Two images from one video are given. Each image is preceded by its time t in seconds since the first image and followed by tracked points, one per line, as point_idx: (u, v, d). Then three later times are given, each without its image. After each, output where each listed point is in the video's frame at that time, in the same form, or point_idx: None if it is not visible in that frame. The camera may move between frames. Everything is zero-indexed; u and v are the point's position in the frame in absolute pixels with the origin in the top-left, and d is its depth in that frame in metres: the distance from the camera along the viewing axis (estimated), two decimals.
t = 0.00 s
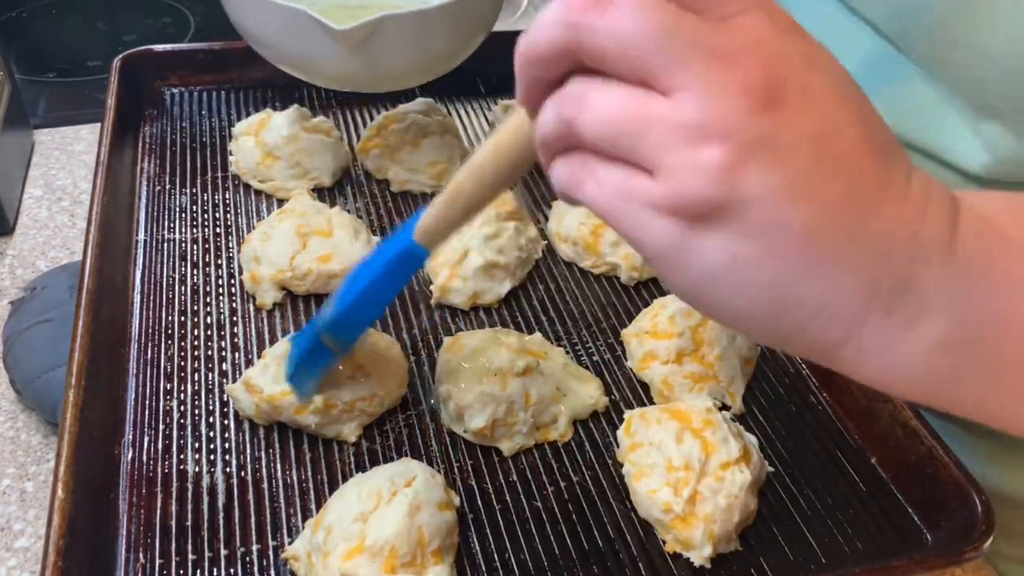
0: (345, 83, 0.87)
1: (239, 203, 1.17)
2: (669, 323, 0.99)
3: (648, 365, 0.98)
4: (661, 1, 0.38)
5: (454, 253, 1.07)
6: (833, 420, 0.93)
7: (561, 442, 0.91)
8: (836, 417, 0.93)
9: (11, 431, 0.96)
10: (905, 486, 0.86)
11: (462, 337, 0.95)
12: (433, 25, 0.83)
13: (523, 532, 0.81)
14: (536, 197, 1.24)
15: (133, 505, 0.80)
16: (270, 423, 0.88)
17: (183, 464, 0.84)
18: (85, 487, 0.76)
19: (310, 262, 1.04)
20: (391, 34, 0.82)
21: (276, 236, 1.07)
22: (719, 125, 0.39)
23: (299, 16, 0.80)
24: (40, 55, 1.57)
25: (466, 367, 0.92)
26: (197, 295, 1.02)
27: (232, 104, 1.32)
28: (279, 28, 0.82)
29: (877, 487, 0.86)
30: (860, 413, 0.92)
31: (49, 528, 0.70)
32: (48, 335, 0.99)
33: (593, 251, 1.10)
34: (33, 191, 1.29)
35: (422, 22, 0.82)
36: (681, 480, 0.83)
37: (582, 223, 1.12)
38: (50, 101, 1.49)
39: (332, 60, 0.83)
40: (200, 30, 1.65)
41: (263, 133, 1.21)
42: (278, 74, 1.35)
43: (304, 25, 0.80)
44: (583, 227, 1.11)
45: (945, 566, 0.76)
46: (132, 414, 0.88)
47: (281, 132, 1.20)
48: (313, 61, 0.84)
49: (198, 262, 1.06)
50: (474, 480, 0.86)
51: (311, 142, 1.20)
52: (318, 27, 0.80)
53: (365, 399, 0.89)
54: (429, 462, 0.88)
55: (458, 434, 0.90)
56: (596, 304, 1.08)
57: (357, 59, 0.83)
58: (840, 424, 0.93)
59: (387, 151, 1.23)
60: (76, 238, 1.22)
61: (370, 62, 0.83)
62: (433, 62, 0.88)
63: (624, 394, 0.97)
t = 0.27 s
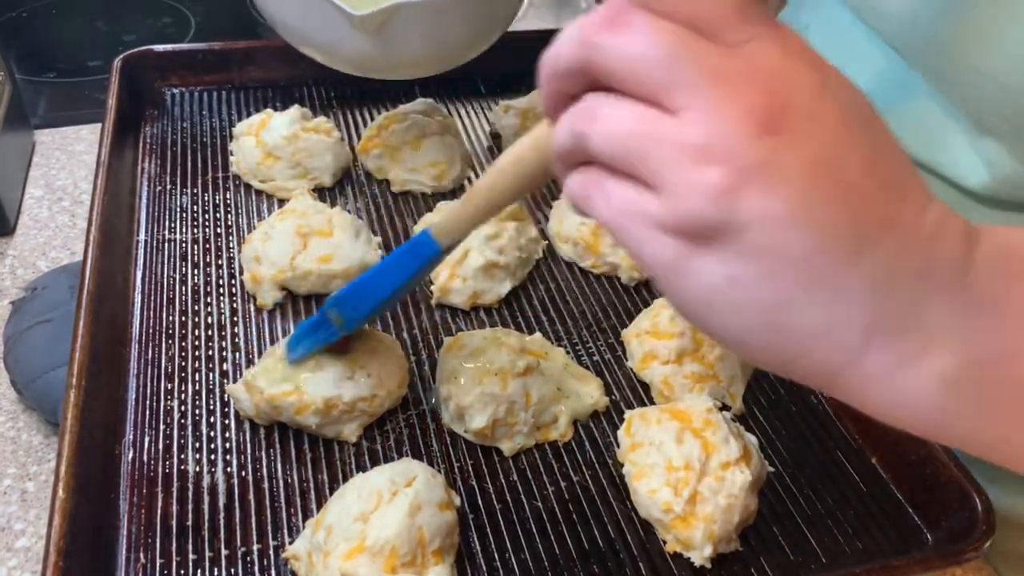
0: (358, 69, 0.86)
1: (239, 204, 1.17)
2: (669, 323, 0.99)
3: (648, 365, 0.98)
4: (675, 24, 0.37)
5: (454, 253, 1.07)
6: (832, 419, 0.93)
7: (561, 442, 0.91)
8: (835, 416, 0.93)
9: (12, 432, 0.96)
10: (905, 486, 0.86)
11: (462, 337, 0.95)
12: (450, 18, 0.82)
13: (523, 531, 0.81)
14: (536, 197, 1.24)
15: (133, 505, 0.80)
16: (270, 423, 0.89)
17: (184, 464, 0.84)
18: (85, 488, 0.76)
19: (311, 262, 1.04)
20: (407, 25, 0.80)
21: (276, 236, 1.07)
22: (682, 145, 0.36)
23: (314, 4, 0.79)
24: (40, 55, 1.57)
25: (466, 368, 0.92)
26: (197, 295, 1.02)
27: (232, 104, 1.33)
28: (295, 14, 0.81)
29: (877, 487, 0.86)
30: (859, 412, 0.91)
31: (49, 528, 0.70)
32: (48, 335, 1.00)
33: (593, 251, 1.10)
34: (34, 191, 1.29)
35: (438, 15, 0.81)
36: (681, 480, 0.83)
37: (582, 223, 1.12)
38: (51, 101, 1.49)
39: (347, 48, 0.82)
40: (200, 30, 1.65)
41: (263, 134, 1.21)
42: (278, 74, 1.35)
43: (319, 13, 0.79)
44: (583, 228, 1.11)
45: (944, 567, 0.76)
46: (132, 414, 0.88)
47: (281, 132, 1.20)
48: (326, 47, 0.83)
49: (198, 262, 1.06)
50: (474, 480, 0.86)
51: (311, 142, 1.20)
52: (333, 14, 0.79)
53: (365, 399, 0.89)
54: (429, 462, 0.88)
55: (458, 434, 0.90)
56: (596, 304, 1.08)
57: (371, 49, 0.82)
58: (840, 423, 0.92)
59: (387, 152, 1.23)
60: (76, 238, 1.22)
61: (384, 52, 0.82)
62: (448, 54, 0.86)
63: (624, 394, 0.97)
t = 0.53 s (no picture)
0: (378, 71, 0.86)
1: (239, 203, 1.17)
2: (669, 324, 0.99)
3: (648, 365, 0.98)
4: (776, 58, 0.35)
5: (453, 253, 1.07)
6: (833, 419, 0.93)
7: (561, 442, 0.91)
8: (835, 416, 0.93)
9: (11, 432, 0.96)
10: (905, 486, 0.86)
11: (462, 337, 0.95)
12: (472, 25, 0.81)
13: (524, 532, 0.81)
14: (536, 197, 1.24)
15: (133, 505, 0.80)
16: (270, 423, 0.88)
17: (183, 464, 0.84)
18: (84, 487, 0.76)
19: (310, 262, 1.04)
20: (429, 31, 0.80)
21: (276, 236, 1.07)
22: (780, 183, 0.33)
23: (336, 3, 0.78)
24: (40, 55, 1.57)
25: (466, 368, 0.92)
26: (197, 295, 1.02)
27: (232, 104, 1.32)
28: (316, 14, 0.81)
29: (877, 487, 0.86)
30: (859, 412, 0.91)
31: (49, 528, 0.70)
32: (48, 335, 0.99)
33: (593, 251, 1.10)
34: (33, 191, 1.29)
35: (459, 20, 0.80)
36: (681, 480, 0.83)
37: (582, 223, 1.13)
38: (50, 101, 1.49)
39: (367, 49, 0.82)
40: (200, 29, 1.65)
41: (263, 134, 1.21)
42: (277, 74, 1.35)
43: (341, 13, 0.79)
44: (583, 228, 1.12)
45: (943, 567, 0.76)
46: (132, 414, 0.88)
47: (281, 132, 1.21)
48: (346, 48, 0.83)
49: (198, 262, 1.06)
50: (474, 480, 0.86)
51: (310, 142, 1.20)
52: (356, 14, 0.79)
53: (365, 399, 0.89)
54: (429, 462, 0.88)
55: (458, 434, 0.90)
56: (596, 304, 1.08)
57: (392, 51, 0.81)
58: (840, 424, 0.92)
59: (386, 151, 1.23)
60: (75, 238, 1.22)
61: (403, 55, 0.82)
62: (468, 60, 0.85)
63: (624, 394, 0.97)
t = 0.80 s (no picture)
0: (391, 83, 0.91)
1: (239, 203, 1.17)
2: (669, 323, 0.99)
3: (648, 365, 0.98)
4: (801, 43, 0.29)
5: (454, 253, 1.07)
6: (832, 420, 0.93)
7: (561, 442, 0.91)
8: (835, 417, 0.93)
9: (11, 432, 0.96)
10: (905, 486, 0.86)
11: (462, 337, 0.95)
12: (489, 48, 0.87)
13: (523, 532, 0.81)
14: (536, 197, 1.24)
15: (133, 505, 0.80)
16: (270, 423, 0.88)
17: (183, 464, 0.84)
18: (84, 487, 0.76)
19: (310, 262, 1.04)
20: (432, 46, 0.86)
21: (276, 236, 1.07)
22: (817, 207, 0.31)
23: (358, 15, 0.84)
24: (40, 55, 1.57)
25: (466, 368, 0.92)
26: (197, 295, 1.02)
27: (232, 104, 1.32)
28: (331, 19, 0.86)
29: (877, 487, 0.86)
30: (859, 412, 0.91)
31: (49, 528, 0.70)
32: (48, 335, 0.99)
33: (593, 251, 1.11)
34: (33, 191, 1.29)
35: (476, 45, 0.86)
36: (681, 480, 0.83)
37: (582, 222, 1.13)
38: (51, 101, 1.49)
39: (375, 56, 0.87)
40: (200, 29, 1.65)
41: (264, 134, 1.21)
42: (278, 74, 1.35)
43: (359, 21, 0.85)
44: (583, 228, 1.12)
45: (944, 567, 0.75)
46: (132, 414, 0.88)
47: (281, 132, 1.21)
48: (359, 53, 0.88)
49: (198, 262, 1.06)
50: (474, 480, 0.86)
51: (311, 142, 1.20)
52: (378, 31, 0.85)
53: (365, 399, 0.89)
54: (429, 462, 0.88)
55: (458, 434, 0.90)
56: (596, 304, 1.08)
57: (407, 62, 0.87)
58: (840, 424, 0.92)
59: (387, 150, 1.23)
60: (76, 238, 1.22)
61: (425, 73, 0.88)
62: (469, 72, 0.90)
63: (624, 394, 0.97)
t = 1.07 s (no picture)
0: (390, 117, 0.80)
1: (239, 203, 1.17)
2: (669, 323, 0.99)
3: (648, 365, 0.98)
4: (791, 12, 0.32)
5: (453, 253, 1.08)
6: (832, 420, 0.93)
7: (561, 442, 0.91)
8: (835, 417, 0.93)
9: (11, 431, 0.96)
10: (904, 486, 0.85)
11: (462, 338, 0.95)
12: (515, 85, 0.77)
13: (523, 531, 0.81)
14: (536, 197, 1.24)
15: (133, 505, 0.80)
16: (271, 423, 0.89)
17: (184, 464, 0.84)
18: (85, 487, 0.76)
19: (310, 262, 1.04)
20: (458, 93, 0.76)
21: (276, 236, 1.07)
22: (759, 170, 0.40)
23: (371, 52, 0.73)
24: (40, 55, 1.57)
25: (466, 368, 0.92)
26: (197, 295, 1.02)
27: (232, 104, 1.33)
28: (336, 59, 0.76)
29: (877, 487, 0.87)
30: (857, 412, 0.91)
31: (49, 528, 0.70)
32: (48, 335, 1.00)
33: (593, 251, 1.11)
34: (33, 191, 1.29)
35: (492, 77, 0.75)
36: (681, 480, 0.83)
37: (582, 222, 1.13)
38: (51, 101, 1.50)
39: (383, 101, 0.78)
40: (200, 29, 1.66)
41: (263, 134, 1.21)
42: (278, 74, 1.35)
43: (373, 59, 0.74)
44: (583, 227, 1.13)
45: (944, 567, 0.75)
46: (132, 414, 0.88)
47: (281, 132, 1.21)
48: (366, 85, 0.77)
49: (198, 262, 1.06)
50: (474, 481, 0.86)
51: (311, 142, 1.20)
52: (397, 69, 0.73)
53: (365, 399, 0.89)
54: (429, 462, 0.88)
55: (458, 434, 0.90)
56: (596, 304, 1.08)
57: (430, 98, 0.75)
58: (840, 424, 0.93)
59: (387, 150, 1.23)
60: (76, 238, 1.22)
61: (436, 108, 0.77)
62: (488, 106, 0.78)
63: (624, 394, 0.97)
